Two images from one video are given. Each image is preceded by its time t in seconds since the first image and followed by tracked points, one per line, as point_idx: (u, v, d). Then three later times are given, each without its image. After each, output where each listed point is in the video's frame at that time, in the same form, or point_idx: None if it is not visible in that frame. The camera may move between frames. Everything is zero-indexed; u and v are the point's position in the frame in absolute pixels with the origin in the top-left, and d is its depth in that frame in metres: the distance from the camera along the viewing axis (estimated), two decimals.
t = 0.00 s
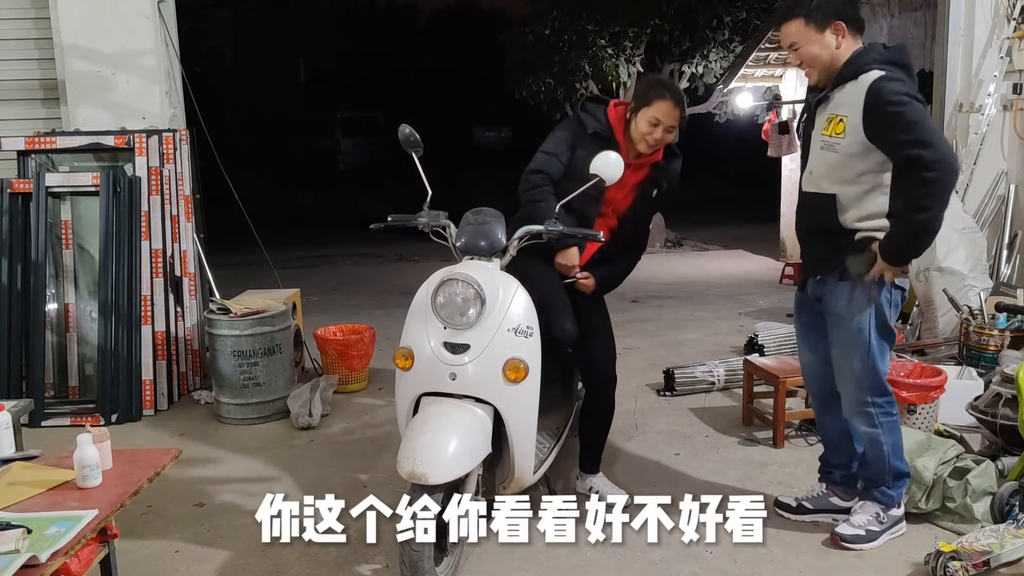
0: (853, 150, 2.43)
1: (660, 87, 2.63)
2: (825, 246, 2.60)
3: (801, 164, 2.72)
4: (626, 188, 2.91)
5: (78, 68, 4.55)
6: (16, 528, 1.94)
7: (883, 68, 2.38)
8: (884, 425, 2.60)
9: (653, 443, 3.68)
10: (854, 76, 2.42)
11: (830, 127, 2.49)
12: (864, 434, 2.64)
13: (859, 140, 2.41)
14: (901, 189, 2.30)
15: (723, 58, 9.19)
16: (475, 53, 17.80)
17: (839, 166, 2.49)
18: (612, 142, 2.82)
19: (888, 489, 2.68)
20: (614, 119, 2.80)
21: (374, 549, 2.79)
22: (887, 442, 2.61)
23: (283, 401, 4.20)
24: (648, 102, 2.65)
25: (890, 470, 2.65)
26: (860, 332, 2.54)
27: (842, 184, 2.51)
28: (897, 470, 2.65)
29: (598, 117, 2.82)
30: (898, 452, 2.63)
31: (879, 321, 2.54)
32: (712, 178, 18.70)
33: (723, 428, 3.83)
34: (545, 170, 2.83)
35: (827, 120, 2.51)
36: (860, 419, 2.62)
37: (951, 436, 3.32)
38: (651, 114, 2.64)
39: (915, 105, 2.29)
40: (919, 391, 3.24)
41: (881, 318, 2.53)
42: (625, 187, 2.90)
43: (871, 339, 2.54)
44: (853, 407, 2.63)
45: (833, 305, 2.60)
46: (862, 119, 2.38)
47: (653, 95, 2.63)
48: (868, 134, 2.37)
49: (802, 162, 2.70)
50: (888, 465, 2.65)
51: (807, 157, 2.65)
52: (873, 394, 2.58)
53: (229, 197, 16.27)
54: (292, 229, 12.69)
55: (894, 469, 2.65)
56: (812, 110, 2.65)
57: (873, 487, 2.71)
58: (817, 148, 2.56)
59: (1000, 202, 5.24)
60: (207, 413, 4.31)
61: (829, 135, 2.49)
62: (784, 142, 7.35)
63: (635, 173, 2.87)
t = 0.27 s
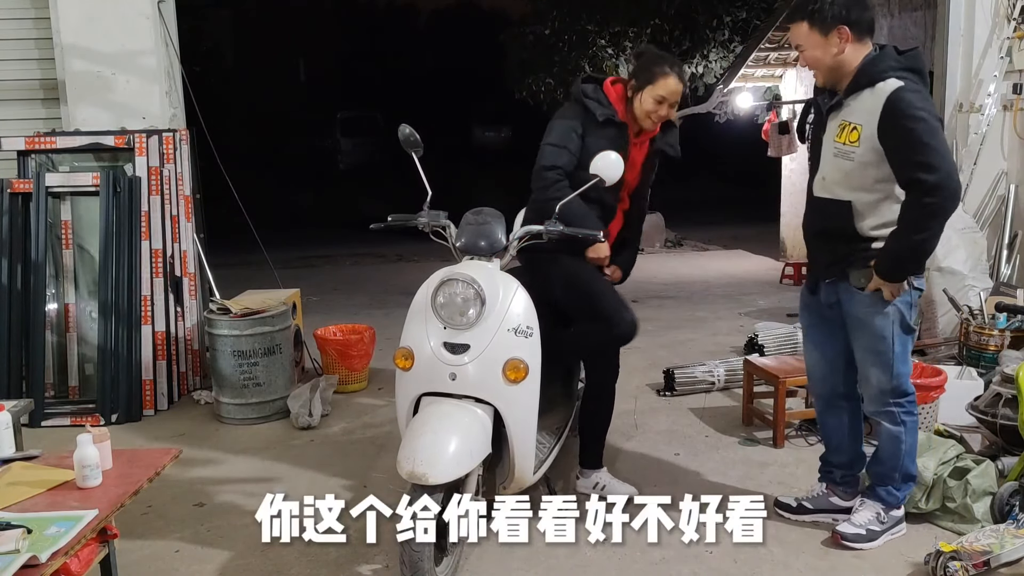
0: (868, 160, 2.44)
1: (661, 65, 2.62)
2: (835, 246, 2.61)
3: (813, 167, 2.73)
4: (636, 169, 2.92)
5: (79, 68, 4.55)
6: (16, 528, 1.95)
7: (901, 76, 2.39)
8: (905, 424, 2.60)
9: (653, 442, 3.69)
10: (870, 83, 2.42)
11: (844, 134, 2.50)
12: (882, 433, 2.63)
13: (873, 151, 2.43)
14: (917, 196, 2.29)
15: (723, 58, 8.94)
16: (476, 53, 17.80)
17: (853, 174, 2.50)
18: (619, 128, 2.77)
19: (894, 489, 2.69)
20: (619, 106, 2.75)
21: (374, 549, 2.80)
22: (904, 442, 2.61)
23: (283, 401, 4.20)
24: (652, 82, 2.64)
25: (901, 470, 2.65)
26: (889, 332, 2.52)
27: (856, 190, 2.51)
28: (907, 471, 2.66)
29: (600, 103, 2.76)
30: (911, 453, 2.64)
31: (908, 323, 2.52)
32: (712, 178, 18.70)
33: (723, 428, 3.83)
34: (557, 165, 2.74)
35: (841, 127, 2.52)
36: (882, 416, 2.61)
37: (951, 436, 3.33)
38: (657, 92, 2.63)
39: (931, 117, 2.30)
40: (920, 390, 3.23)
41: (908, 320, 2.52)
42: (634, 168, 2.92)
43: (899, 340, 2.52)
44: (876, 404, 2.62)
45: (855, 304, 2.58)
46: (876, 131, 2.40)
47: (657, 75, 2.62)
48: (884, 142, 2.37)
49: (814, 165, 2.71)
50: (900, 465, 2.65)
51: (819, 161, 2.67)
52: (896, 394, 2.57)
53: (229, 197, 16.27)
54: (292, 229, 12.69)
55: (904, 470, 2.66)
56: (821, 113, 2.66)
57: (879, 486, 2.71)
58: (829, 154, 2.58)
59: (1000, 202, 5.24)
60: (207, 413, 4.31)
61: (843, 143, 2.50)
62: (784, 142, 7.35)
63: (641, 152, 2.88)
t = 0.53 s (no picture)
0: (873, 150, 2.45)
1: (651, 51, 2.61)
2: (842, 244, 2.60)
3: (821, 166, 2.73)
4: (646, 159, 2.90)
5: (79, 69, 4.55)
6: (16, 528, 1.94)
7: (901, 65, 2.40)
8: (910, 426, 2.61)
9: (653, 442, 3.69)
10: (872, 75, 2.42)
11: (848, 128, 2.51)
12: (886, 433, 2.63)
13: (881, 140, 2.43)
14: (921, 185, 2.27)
15: (723, 58, 9.00)
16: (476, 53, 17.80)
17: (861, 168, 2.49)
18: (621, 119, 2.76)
19: (896, 490, 2.70)
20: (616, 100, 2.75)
21: (375, 549, 2.80)
22: (908, 444, 2.62)
23: (283, 401, 4.20)
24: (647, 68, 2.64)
25: (903, 472, 2.66)
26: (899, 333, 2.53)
27: (863, 185, 2.51)
28: (910, 473, 2.67)
29: (600, 102, 2.74)
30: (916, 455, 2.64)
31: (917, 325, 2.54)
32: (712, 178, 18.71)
33: (724, 428, 3.83)
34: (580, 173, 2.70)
35: (845, 121, 2.53)
36: (887, 417, 2.62)
37: (951, 436, 3.33)
38: (653, 80, 2.62)
39: (930, 101, 2.29)
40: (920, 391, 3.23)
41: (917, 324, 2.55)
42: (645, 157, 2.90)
43: (909, 343, 2.54)
44: (881, 405, 2.63)
45: (865, 305, 2.59)
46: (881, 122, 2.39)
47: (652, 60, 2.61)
48: (885, 130, 2.37)
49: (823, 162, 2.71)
50: (903, 467, 2.66)
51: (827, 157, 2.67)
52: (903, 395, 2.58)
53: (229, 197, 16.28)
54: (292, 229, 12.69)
55: (906, 472, 2.67)
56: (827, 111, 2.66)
57: (880, 486, 2.72)
58: (836, 149, 2.58)
59: (1000, 202, 5.24)
60: (207, 413, 4.31)
61: (848, 136, 2.51)
62: (784, 142, 7.36)
63: (647, 139, 2.88)
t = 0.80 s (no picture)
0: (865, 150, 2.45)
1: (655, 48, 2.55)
2: (843, 243, 2.60)
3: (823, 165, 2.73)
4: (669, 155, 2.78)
5: (79, 69, 4.55)
6: (16, 528, 1.95)
7: (900, 67, 2.39)
8: (905, 428, 2.60)
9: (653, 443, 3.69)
10: (870, 76, 2.43)
11: (844, 127, 2.52)
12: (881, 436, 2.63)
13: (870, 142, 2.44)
14: (916, 183, 2.28)
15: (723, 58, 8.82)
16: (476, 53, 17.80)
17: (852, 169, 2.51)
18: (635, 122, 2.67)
19: (894, 492, 2.69)
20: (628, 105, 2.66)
21: (375, 549, 2.80)
22: (904, 446, 2.61)
23: (283, 401, 4.20)
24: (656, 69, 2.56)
25: (901, 474, 2.65)
26: (892, 335, 2.53)
27: (858, 186, 2.51)
28: (908, 475, 2.66)
29: (610, 111, 2.66)
30: (913, 456, 2.63)
31: (912, 327, 2.53)
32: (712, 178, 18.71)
33: (724, 428, 3.83)
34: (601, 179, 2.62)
35: (843, 121, 2.53)
36: (882, 420, 2.62)
37: (951, 436, 3.33)
38: (662, 77, 2.55)
39: (921, 108, 2.31)
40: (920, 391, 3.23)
41: (911, 325, 2.54)
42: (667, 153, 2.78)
43: (902, 344, 2.53)
44: (876, 408, 2.62)
45: (860, 307, 2.58)
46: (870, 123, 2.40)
47: (658, 58, 2.54)
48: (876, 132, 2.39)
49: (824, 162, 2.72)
50: (901, 469, 2.65)
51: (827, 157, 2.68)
52: (898, 398, 2.57)
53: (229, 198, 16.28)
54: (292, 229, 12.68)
55: (905, 473, 2.66)
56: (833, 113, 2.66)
57: (880, 487, 2.71)
58: (834, 149, 2.59)
59: (1000, 202, 5.24)
60: (207, 413, 4.31)
61: (843, 136, 2.52)
62: (784, 142, 7.35)
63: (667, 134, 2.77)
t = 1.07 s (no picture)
0: (856, 156, 2.45)
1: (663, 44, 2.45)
2: (842, 245, 2.61)
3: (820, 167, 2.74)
4: (690, 149, 2.66)
5: (78, 69, 4.55)
6: (16, 528, 1.94)
7: (892, 72, 2.38)
8: (889, 429, 2.60)
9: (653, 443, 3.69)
10: (863, 81, 2.42)
11: (837, 132, 2.52)
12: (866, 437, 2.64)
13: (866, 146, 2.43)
14: (908, 188, 2.27)
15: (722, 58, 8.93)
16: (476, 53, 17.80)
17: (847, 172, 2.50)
18: (639, 121, 2.61)
19: (888, 492, 2.70)
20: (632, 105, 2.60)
21: (375, 549, 2.80)
22: (889, 447, 2.61)
23: (283, 402, 4.20)
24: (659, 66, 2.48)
25: (891, 474, 2.65)
26: (876, 336, 2.53)
27: (852, 189, 2.51)
28: (898, 476, 2.66)
29: (613, 114, 2.64)
30: (899, 457, 2.63)
31: (898, 327, 2.53)
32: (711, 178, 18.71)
33: (724, 428, 3.83)
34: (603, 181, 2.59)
35: (837, 125, 2.53)
36: (865, 421, 2.63)
37: (951, 436, 3.33)
38: (671, 76, 2.46)
39: (912, 114, 2.30)
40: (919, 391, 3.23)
41: (900, 325, 2.53)
42: (687, 146, 2.66)
43: (887, 344, 2.53)
44: (860, 409, 2.63)
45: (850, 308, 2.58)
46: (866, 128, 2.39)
47: (664, 54, 2.45)
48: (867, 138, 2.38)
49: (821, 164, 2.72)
50: (890, 469, 2.65)
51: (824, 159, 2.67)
52: (880, 399, 2.58)
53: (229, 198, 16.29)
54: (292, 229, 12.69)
55: (894, 474, 2.66)
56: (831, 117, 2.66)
57: (874, 488, 2.72)
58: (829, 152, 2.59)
59: (1000, 202, 5.24)
60: (207, 413, 4.31)
61: (837, 141, 2.52)
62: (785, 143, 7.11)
63: (687, 131, 2.64)
